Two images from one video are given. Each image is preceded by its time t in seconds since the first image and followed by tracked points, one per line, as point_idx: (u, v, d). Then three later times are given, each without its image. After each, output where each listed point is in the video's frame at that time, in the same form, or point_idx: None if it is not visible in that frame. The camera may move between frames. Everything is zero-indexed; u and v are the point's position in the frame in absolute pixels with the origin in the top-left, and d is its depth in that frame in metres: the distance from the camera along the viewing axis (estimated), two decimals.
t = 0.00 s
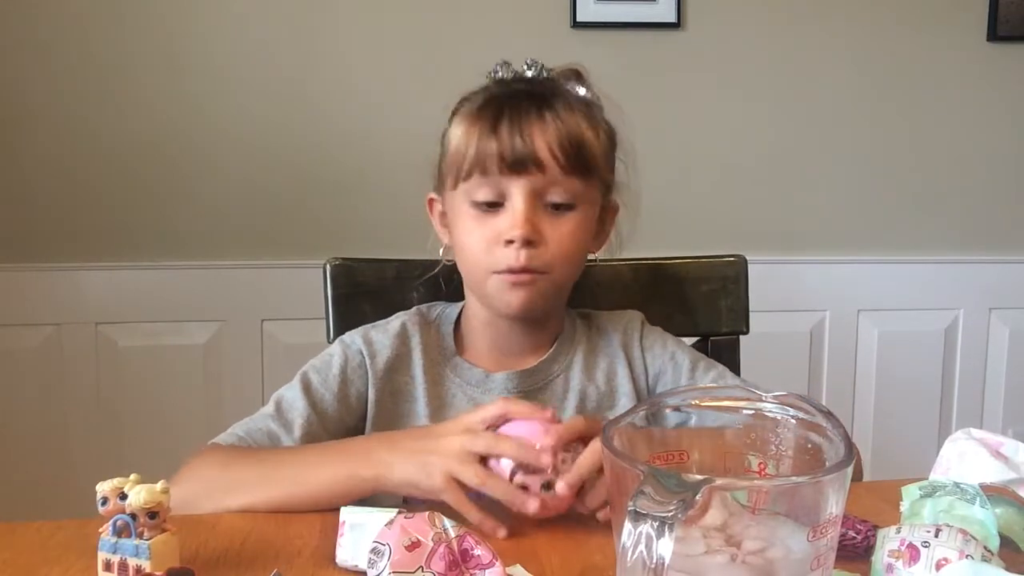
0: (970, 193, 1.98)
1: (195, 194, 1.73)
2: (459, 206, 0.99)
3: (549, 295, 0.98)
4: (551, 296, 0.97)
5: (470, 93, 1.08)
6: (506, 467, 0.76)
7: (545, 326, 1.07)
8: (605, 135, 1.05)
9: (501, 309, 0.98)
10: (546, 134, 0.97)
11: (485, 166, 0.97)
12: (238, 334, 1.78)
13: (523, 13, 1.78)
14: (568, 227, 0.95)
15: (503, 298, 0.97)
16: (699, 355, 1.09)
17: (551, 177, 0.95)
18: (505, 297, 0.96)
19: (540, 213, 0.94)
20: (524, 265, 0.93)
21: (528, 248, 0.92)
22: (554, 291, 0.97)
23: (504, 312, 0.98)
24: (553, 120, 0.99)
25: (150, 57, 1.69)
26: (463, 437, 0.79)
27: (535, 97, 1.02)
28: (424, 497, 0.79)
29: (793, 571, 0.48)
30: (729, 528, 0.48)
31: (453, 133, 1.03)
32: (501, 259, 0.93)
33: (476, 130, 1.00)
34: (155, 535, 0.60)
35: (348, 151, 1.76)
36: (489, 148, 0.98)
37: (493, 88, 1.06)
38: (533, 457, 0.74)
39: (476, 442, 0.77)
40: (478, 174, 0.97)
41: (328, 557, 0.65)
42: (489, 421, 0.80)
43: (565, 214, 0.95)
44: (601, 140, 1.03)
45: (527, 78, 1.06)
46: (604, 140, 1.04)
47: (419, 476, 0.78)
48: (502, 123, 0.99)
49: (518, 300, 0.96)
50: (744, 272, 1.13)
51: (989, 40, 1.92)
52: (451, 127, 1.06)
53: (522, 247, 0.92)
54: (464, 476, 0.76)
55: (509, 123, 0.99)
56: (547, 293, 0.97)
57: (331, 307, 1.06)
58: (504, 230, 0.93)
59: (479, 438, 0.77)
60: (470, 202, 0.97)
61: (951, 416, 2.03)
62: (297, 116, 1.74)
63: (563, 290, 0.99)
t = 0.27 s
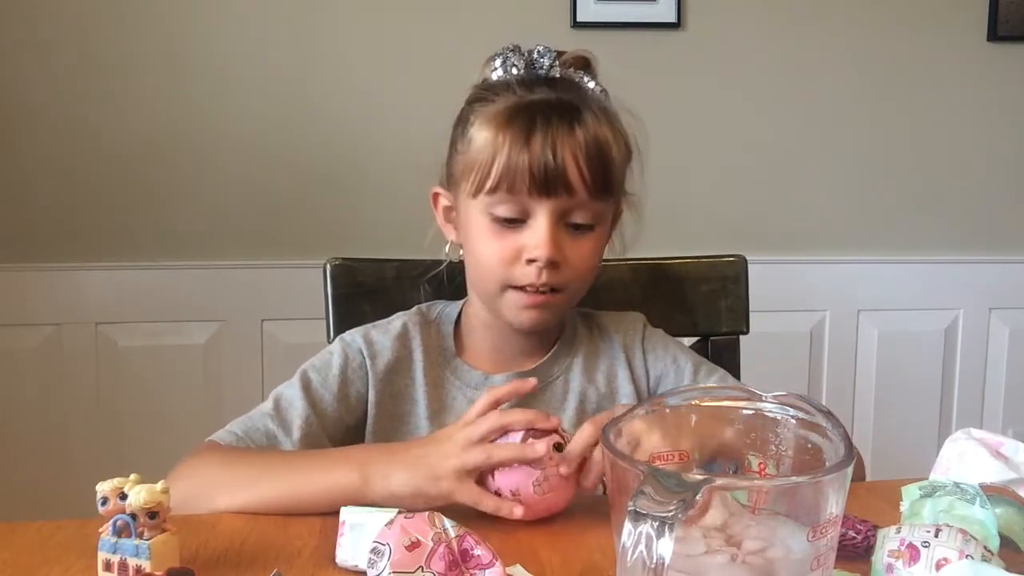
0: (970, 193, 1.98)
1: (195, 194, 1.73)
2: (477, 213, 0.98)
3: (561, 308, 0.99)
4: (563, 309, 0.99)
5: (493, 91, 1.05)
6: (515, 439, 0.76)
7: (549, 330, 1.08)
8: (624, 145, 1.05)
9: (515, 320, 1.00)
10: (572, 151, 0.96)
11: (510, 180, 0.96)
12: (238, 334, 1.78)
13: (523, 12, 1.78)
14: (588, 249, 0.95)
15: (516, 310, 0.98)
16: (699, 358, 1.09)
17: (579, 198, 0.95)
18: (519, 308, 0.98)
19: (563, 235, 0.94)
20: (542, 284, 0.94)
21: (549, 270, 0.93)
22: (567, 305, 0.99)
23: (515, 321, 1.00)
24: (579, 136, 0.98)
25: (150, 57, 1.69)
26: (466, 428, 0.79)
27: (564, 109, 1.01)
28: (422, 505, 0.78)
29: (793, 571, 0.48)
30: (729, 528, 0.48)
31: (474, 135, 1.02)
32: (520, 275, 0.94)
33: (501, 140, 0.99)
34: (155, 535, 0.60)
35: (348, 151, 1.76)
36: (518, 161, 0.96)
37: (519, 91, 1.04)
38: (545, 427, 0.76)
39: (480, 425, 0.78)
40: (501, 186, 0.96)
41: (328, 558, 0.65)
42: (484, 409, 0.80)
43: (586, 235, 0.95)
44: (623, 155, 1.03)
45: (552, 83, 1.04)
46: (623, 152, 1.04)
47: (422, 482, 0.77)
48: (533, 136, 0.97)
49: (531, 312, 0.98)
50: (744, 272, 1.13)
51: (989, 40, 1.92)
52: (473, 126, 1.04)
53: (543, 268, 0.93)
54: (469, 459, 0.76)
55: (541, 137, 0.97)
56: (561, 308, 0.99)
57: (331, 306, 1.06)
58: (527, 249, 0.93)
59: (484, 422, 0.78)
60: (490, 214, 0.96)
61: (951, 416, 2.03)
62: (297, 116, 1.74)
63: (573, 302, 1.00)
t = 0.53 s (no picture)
0: (970, 193, 1.98)
1: (195, 194, 1.73)
2: (483, 218, 0.98)
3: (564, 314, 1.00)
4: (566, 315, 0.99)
5: (500, 93, 1.04)
6: (515, 443, 0.76)
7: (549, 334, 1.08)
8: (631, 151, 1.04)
9: (518, 326, 1.00)
10: (579, 160, 0.96)
11: (517, 187, 0.95)
12: (238, 334, 1.78)
13: (523, 12, 1.78)
14: (593, 257, 0.95)
15: (520, 316, 0.99)
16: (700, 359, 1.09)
17: (586, 206, 0.95)
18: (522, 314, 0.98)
19: (569, 244, 0.94)
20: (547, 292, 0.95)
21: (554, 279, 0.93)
22: (571, 311, 0.99)
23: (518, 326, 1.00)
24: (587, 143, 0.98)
25: (150, 57, 1.69)
26: (462, 433, 0.79)
27: (572, 116, 1.00)
28: (417, 509, 0.77)
29: (793, 571, 0.48)
30: (729, 528, 0.48)
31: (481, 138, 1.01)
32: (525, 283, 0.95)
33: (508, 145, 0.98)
34: (155, 535, 0.60)
35: (348, 151, 1.76)
36: (526, 168, 0.96)
37: (527, 94, 1.03)
38: (544, 429, 0.76)
39: (478, 428, 0.78)
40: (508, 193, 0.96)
41: (328, 557, 0.65)
42: (484, 412, 0.81)
43: (591, 244, 0.95)
44: (630, 160, 1.03)
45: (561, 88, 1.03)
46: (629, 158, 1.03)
47: (417, 486, 0.77)
48: (541, 142, 0.97)
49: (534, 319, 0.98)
50: (744, 272, 1.13)
51: (989, 40, 1.92)
52: (480, 128, 1.03)
53: (548, 277, 0.93)
54: (463, 460, 0.76)
55: (548, 145, 0.97)
56: (565, 315, 0.99)
57: (331, 307, 1.06)
58: (533, 257, 0.93)
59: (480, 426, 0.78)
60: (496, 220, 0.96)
61: (951, 416, 2.03)
62: (297, 116, 1.74)
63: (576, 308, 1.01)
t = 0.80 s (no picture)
0: (970, 193, 1.98)
1: (195, 195, 1.73)
2: (485, 214, 0.98)
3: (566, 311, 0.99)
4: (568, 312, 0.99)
5: (502, 91, 1.04)
6: (514, 446, 0.75)
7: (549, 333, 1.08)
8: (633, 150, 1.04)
9: (519, 322, 1.00)
10: (581, 155, 0.96)
11: (518, 181, 0.96)
12: (238, 334, 1.78)
13: (523, 12, 1.78)
14: (595, 252, 0.95)
15: (521, 311, 0.98)
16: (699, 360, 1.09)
17: (588, 201, 0.95)
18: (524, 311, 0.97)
19: (571, 238, 0.94)
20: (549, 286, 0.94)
21: (556, 272, 0.93)
22: (572, 308, 0.99)
23: (519, 323, 1.00)
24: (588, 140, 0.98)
25: (150, 57, 1.69)
26: (461, 433, 0.79)
27: (573, 112, 1.01)
28: (417, 509, 0.77)
29: (793, 571, 0.48)
30: (729, 528, 0.48)
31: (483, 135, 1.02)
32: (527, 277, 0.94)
33: (510, 140, 0.98)
34: (155, 535, 0.60)
35: (348, 151, 1.76)
36: (529, 162, 0.96)
37: (528, 91, 1.03)
38: (544, 433, 0.75)
39: (476, 429, 0.77)
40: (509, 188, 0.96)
41: (328, 557, 0.65)
42: (483, 413, 0.80)
43: (593, 238, 0.95)
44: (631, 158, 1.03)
45: (562, 86, 1.04)
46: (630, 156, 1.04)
47: (416, 486, 0.77)
48: (544, 137, 0.97)
49: (536, 315, 0.98)
50: (744, 272, 1.12)
51: (989, 40, 1.92)
52: (481, 125, 1.03)
53: (551, 271, 0.93)
54: (461, 462, 0.76)
55: (550, 140, 0.97)
56: (566, 311, 0.99)
57: (331, 307, 1.06)
58: (535, 251, 0.93)
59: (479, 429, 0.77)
60: (498, 214, 0.96)
61: (951, 416, 2.03)
62: (297, 116, 1.74)
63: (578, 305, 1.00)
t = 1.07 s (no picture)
0: (970, 192, 1.98)
1: (195, 195, 1.73)
2: (491, 213, 0.98)
3: (571, 311, 0.99)
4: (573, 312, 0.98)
5: (507, 90, 1.04)
6: (514, 445, 0.75)
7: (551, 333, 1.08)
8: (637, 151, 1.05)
9: (523, 321, 0.99)
10: (587, 155, 0.96)
11: (524, 180, 0.96)
12: (238, 334, 1.78)
13: (523, 12, 1.78)
14: (600, 252, 0.95)
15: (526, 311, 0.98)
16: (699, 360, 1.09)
17: (594, 201, 0.95)
18: (529, 311, 0.97)
19: (577, 237, 0.94)
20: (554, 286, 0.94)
21: (562, 272, 0.93)
22: (577, 308, 0.99)
23: (524, 323, 0.99)
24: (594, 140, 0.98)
25: (150, 58, 1.69)
26: (460, 432, 0.79)
27: (578, 112, 1.01)
28: (417, 509, 0.77)
29: (793, 571, 0.48)
30: (729, 528, 0.48)
31: (488, 135, 1.02)
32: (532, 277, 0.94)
33: (516, 140, 0.98)
34: (155, 535, 0.60)
35: (348, 151, 1.76)
36: (536, 161, 0.96)
37: (534, 91, 1.03)
38: (544, 432, 0.75)
39: (476, 428, 0.77)
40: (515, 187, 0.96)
41: (328, 557, 0.65)
42: (484, 414, 0.80)
43: (599, 239, 0.95)
44: (636, 158, 1.04)
45: (568, 86, 1.04)
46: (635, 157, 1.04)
47: (415, 485, 0.77)
48: (550, 136, 0.97)
49: (541, 315, 0.97)
50: (743, 272, 1.12)
51: (989, 40, 1.92)
52: (486, 124, 1.03)
53: (556, 270, 0.93)
54: (461, 461, 0.76)
55: (555, 139, 0.97)
56: (570, 310, 0.99)
57: (331, 307, 1.06)
58: (541, 250, 0.93)
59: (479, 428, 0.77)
60: (504, 214, 0.96)
61: (951, 415, 2.03)
62: (297, 116, 1.74)
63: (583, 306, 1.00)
